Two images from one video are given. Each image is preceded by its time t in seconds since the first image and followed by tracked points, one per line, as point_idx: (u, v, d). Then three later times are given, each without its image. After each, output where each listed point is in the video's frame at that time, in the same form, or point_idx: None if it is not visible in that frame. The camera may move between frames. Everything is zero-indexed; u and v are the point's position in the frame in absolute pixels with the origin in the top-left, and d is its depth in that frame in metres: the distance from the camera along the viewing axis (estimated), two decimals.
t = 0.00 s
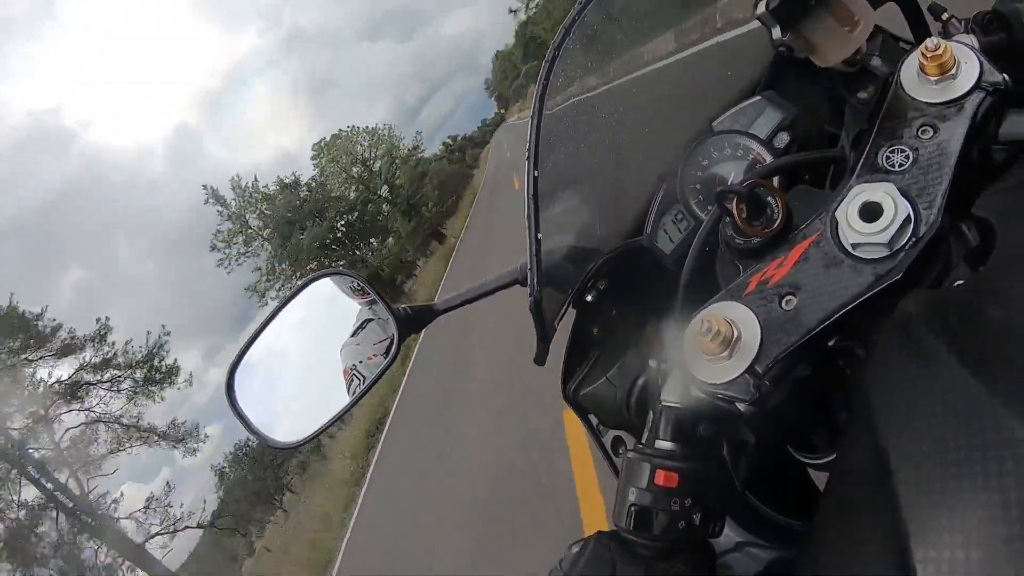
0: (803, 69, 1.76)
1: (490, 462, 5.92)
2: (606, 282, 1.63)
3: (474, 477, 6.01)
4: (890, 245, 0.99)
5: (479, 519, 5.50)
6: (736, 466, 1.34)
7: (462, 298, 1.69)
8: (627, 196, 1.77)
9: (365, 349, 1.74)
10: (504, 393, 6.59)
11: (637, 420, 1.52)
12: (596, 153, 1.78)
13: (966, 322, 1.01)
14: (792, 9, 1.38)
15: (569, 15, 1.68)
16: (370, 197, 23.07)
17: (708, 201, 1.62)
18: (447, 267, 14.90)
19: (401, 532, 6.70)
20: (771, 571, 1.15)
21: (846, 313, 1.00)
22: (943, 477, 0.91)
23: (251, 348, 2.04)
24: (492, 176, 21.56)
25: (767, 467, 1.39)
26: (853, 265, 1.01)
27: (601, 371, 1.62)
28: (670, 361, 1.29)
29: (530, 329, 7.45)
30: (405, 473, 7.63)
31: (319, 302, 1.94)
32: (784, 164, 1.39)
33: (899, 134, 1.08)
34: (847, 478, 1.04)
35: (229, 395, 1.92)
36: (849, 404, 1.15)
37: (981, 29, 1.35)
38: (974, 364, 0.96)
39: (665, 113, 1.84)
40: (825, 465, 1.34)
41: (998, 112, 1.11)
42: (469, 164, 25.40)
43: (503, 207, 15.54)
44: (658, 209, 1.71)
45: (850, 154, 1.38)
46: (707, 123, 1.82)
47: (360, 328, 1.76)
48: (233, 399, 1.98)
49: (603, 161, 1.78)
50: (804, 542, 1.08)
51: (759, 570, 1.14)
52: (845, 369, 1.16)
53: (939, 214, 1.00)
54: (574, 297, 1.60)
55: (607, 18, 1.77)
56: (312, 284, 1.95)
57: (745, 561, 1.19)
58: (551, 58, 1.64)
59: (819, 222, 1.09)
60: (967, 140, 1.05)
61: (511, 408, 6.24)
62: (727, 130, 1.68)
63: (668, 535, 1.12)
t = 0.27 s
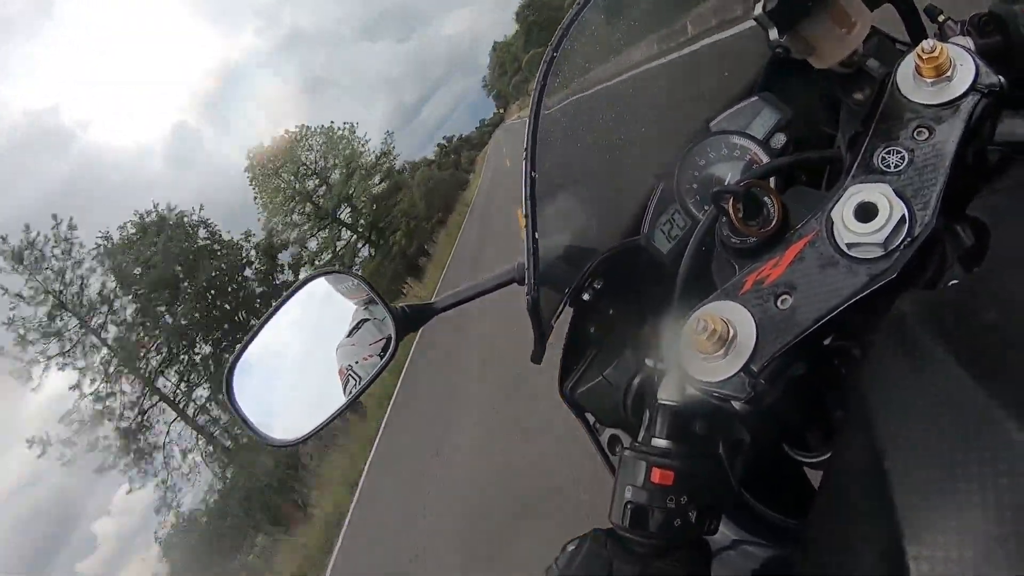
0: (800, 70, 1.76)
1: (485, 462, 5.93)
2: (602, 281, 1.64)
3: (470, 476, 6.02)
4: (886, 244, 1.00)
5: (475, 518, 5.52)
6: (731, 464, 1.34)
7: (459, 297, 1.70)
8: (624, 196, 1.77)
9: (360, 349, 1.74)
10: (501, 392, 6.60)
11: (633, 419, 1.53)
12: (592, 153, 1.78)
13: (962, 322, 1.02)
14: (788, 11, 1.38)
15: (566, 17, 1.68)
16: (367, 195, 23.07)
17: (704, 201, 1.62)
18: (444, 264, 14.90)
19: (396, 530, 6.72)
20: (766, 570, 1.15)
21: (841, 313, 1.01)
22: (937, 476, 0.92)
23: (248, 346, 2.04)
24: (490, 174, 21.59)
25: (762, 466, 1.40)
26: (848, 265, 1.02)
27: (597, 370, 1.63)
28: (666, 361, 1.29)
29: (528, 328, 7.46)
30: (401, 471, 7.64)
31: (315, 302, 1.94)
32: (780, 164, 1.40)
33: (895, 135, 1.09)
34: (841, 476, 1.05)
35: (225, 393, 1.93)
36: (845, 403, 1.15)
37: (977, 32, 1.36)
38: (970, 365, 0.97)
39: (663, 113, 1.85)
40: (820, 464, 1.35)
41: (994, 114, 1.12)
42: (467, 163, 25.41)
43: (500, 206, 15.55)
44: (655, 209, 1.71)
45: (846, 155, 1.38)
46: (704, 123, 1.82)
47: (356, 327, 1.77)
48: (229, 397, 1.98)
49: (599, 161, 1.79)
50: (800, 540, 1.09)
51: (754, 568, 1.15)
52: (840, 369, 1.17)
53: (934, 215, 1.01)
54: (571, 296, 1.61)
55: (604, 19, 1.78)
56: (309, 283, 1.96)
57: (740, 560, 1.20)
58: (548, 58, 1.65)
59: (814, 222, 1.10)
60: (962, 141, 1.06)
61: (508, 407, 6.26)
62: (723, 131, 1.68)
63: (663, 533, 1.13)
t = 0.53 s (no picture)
0: (800, 69, 1.76)
1: (486, 462, 5.92)
2: (602, 282, 1.63)
3: (470, 476, 6.01)
4: (887, 244, 0.99)
5: (474, 519, 5.50)
6: (731, 464, 1.34)
7: (458, 298, 1.69)
8: (624, 196, 1.76)
9: (360, 350, 1.73)
10: (502, 393, 6.59)
11: (633, 419, 1.53)
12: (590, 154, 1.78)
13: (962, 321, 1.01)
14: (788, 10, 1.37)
15: (566, 15, 1.67)
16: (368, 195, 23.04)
17: (705, 201, 1.61)
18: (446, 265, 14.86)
19: (396, 532, 6.71)
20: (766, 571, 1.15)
21: (842, 313, 1.00)
22: (940, 476, 0.91)
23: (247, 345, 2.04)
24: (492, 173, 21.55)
25: (762, 465, 1.40)
26: (849, 265, 1.01)
27: (597, 371, 1.62)
28: (666, 361, 1.28)
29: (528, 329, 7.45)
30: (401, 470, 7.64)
31: (314, 301, 1.94)
32: (781, 163, 1.39)
33: (896, 135, 1.08)
34: (842, 478, 1.04)
35: (223, 393, 1.92)
36: (845, 403, 1.15)
37: (979, 31, 1.35)
38: (973, 365, 0.96)
39: (661, 112, 1.84)
40: (820, 464, 1.35)
41: (995, 113, 1.11)
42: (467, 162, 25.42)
43: (502, 206, 15.51)
44: (655, 209, 1.70)
45: (847, 155, 1.38)
46: (703, 123, 1.81)
47: (356, 328, 1.76)
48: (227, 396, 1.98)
49: (598, 163, 1.78)
50: (800, 542, 1.09)
51: (755, 570, 1.14)
52: (841, 369, 1.17)
53: (936, 215, 1.00)
54: (570, 296, 1.61)
55: (602, 19, 1.77)
56: (307, 283, 1.95)
57: (741, 561, 1.19)
58: (547, 58, 1.64)
59: (816, 222, 1.09)
60: (964, 140, 1.05)
61: (508, 407, 6.24)
62: (724, 130, 1.67)
63: (664, 534, 1.12)
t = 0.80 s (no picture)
0: (796, 70, 1.77)
1: (486, 462, 5.93)
2: (601, 283, 1.64)
3: (470, 476, 6.02)
4: (882, 244, 1.00)
5: (475, 519, 5.52)
6: (730, 463, 1.35)
7: (459, 299, 1.70)
8: (623, 197, 1.77)
9: (361, 352, 1.74)
10: (502, 393, 6.60)
11: (633, 419, 1.54)
12: (589, 156, 1.79)
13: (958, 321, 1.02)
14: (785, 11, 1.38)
15: (564, 17, 1.68)
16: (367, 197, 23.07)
17: (703, 202, 1.62)
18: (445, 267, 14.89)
19: (397, 532, 6.72)
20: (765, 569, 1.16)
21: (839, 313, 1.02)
22: (937, 475, 0.92)
23: (248, 347, 2.05)
24: (490, 175, 21.58)
25: (761, 465, 1.41)
26: (845, 266, 1.02)
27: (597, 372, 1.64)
28: (665, 361, 1.29)
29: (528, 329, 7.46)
30: (402, 470, 7.64)
31: (313, 304, 1.95)
32: (778, 165, 1.41)
33: (891, 136, 1.10)
34: (839, 476, 1.05)
35: (225, 394, 1.93)
36: (842, 402, 1.16)
37: (973, 32, 1.36)
38: (968, 364, 0.98)
39: (659, 114, 1.85)
40: (819, 463, 1.36)
41: (989, 114, 1.13)
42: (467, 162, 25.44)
43: (501, 207, 15.54)
44: (654, 211, 1.71)
45: (843, 156, 1.39)
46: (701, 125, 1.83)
47: (356, 330, 1.77)
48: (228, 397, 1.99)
49: (596, 165, 1.79)
50: (799, 540, 1.10)
51: (754, 568, 1.16)
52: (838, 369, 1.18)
53: (931, 216, 1.02)
54: (570, 298, 1.62)
55: (600, 21, 1.78)
56: (308, 285, 1.96)
57: (740, 560, 1.20)
58: (547, 60, 1.65)
59: (812, 223, 1.10)
60: (958, 142, 1.07)
61: (509, 407, 6.26)
62: (722, 132, 1.69)
63: (663, 533, 1.13)
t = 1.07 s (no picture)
0: (796, 69, 1.76)
1: (485, 462, 5.93)
2: (601, 282, 1.64)
3: (470, 476, 6.02)
4: (883, 243, 1.00)
5: (475, 519, 5.52)
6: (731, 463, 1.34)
7: (459, 299, 1.69)
8: (623, 196, 1.77)
9: (361, 350, 1.74)
10: (501, 393, 6.60)
11: (633, 418, 1.53)
12: (590, 154, 1.79)
13: (960, 319, 1.02)
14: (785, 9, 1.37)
15: (563, 17, 1.71)
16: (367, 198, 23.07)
17: (702, 201, 1.61)
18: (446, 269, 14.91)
19: (397, 532, 6.73)
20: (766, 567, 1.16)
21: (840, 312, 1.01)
22: (940, 474, 0.91)
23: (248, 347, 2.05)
24: (490, 174, 21.57)
25: (761, 464, 1.41)
26: (846, 265, 1.02)
27: (596, 372, 1.64)
28: (665, 361, 1.29)
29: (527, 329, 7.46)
30: (402, 471, 7.66)
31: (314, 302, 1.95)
32: (779, 165, 1.40)
33: (892, 135, 1.09)
34: (841, 476, 1.05)
35: (223, 394, 1.93)
36: (844, 401, 1.15)
37: (973, 30, 1.36)
38: (970, 362, 0.97)
39: (658, 112, 1.85)
40: (819, 462, 1.36)
41: (990, 112, 1.12)
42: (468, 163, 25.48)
43: (500, 207, 15.54)
44: (654, 210, 1.71)
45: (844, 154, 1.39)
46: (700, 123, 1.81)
47: (356, 329, 1.76)
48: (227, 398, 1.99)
49: (597, 163, 1.79)
50: (800, 540, 1.09)
51: (755, 569, 1.15)
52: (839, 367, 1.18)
53: (932, 215, 1.01)
54: (569, 297, 1.61)
55: (599, 21, 1.80)
56: (308, 285, 1.96)
57: (741, 559, 1.20)
58: (546, 59, 1.67)
59: (813, 221, 1.10)
60: (960, 139, 1.06)
61: (508, 407, 6.26)
62: (721, 131, 1.68)
63: (664, 534, 1.13)
